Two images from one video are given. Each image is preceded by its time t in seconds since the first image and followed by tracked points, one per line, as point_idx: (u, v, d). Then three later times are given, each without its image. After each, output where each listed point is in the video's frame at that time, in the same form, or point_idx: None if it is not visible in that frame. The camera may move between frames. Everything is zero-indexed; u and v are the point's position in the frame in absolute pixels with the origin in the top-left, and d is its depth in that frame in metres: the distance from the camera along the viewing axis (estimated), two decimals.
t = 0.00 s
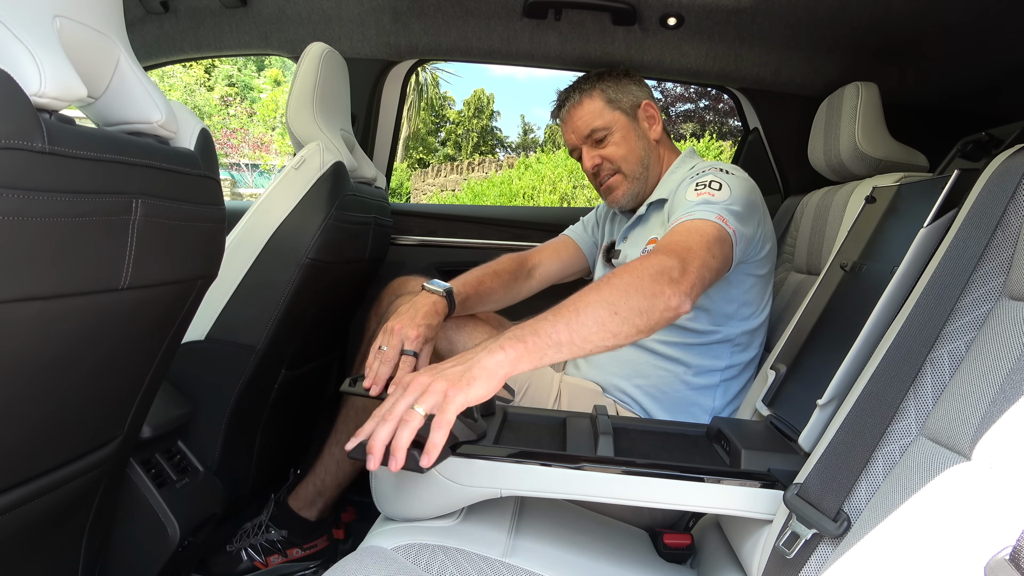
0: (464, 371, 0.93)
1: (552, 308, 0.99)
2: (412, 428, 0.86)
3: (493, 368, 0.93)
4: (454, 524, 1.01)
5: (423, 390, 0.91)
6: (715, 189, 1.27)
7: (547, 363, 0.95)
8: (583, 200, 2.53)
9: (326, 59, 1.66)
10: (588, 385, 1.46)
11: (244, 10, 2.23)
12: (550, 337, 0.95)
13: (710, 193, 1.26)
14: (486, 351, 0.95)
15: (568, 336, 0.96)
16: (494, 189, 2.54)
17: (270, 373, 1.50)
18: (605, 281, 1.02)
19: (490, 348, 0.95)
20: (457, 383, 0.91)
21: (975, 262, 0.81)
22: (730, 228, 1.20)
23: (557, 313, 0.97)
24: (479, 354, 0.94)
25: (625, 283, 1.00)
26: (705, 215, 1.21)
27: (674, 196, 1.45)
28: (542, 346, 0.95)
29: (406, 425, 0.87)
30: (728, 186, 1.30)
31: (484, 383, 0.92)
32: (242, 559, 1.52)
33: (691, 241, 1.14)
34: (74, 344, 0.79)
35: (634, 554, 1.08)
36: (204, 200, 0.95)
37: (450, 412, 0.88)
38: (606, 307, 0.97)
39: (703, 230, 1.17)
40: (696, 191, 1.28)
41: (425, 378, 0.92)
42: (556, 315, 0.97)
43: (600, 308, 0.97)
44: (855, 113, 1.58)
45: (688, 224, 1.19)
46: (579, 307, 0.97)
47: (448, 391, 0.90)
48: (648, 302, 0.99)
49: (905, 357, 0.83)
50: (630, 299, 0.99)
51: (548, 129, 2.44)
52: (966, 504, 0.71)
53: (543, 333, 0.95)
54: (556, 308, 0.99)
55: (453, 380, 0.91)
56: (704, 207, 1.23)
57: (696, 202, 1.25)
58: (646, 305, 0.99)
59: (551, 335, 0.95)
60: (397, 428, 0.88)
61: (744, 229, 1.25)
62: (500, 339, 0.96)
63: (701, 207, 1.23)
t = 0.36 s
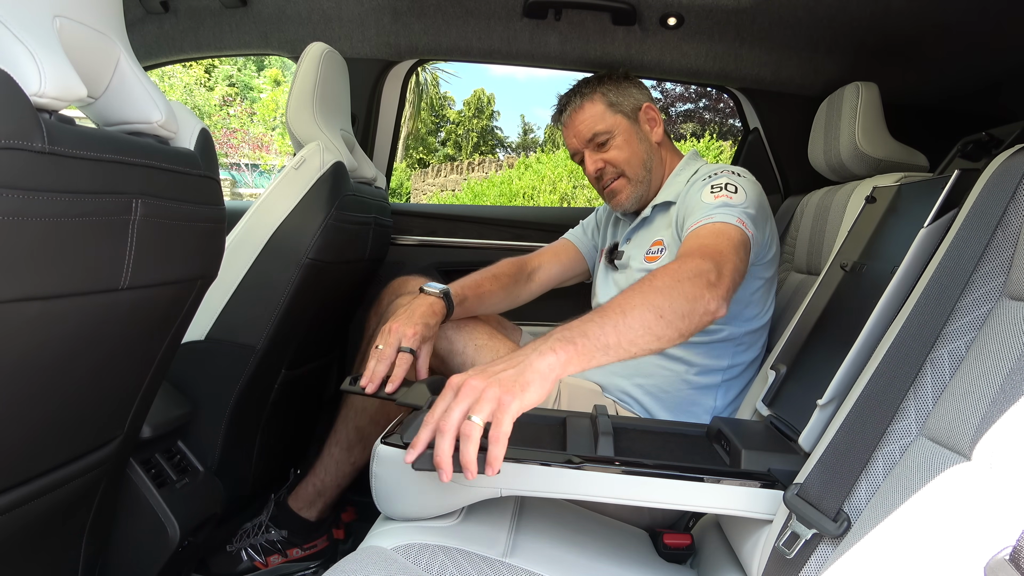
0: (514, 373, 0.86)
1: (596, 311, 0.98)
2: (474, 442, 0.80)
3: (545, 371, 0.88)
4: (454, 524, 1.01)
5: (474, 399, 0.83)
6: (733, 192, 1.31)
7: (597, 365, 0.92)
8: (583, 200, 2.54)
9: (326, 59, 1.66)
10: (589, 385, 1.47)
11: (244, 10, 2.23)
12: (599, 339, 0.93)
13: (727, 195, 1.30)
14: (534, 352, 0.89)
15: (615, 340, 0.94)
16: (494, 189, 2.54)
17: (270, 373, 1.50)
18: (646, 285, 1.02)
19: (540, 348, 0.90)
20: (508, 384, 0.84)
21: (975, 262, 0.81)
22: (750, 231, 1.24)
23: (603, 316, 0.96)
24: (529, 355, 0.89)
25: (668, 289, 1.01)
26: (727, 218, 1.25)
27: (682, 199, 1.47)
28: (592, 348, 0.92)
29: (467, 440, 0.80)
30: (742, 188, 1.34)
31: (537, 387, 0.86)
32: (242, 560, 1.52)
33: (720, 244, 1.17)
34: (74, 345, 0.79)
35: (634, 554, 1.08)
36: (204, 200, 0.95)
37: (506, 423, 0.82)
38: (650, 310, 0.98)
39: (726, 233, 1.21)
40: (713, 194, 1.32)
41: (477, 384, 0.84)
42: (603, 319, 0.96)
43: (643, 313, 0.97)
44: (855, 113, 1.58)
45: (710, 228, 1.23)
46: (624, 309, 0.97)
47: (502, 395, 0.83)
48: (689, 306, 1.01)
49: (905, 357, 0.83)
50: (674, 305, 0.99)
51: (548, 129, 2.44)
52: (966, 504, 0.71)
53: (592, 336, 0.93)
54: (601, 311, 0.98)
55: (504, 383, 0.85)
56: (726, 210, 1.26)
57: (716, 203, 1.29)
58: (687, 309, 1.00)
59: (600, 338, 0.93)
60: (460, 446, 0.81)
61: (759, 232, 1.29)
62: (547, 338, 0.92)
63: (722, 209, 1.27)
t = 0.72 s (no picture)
0: (561, 374, 0.84)
1: (637, 310, 0.99)
2: (526, 448, 0.80)
3: (589, 372, 0.86)
4: (453, 524, 1.01)
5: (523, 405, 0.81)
6: (749, 194, 1.33)
7: (639, 366, 0.93)
8: (583, 200, 2.55)
9: (326, 59, 1.66)
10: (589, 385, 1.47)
11: (244, 10, 2.23)
12: (642, 340, 0.93)
13: (744, 197, 1.32)
14: (580, 352, 0.88)
15: (659, 342, 0.95)
16: (494, 189, 2.54)
17: (270, 373, 1.50)
18: (687, 286, 1.03)
19: (585, 349, 0.89)
20: (555, 388, 0.82)
21: (975, 262, 0.81)
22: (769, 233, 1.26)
23: (646, 316, 0.97)
24: (573, 355, 0.88)
25: (709, 291, 1.03)
26: (748, 219, 1.26)
27: (692, 200, 1.48)
28: (635, 349, 0.92)
29: (520, 446, 0.81)
30: (756, 190, 1.36)
31: (582, 388, 0.85)
32: (242, 559, 1.52)
33: (749, 245, 1.19)
34: (74, 345, 0.79)
35: (635, 554, 1.08)
36: (204, 200, 0.95)
37: (552, 427, 0.80)
38: (693, 311, 0.99)
39: (752, 234, 1.22)
40: (729, 195, 1.33)
41: (523, 386, 0.81)
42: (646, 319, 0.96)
43: (683, 314, 0.98)
44: (856, 113, 1.58)
45: (735, 229, 1.24)
46: (666, 309, 0.98)
47: (550, 399, 0.81)
48: (730, 308, 1.02)
49: (905, 357, 0.83)
50: (715, 307, 1.01)
51: (548, 129, 2.44)
52: (966, 503, 0.71)
53: (636, 336, 0.93)
54: (643, 311, 0.99)
55: (551, 386, 0.82)
56: (745, 211, 1.28)
57: (734, 205, 1.30)
58: (728, 310, 1.02)
59: (642, 340, 0.94)
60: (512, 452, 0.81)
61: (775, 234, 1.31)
62: (591, 336, 0.92)
63: (741, 211, 1.28)
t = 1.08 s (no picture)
0: (599, 375, 0.86)
1: (673, 304, 1.00)
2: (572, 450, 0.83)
3: (627, 370, 0.88)
4: (453, 524, 1.01)
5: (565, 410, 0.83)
6: (761, 191, 1.33)
7: (675, 362, 0.94)
8: (583, 200, 2.54)
9: (326, 59, 1.66)
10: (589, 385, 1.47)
11: (243, 10, 2.23)
12: (679, 336, 0.94)
13: (757, 194, 1.32)
14: (616, 351, 0.89)
15: (695, 339, 0.96)
16: (494, 189, 2.54)
17: (270, 373, 1.50)
18: (721, 280, 1.04)
19: (622, 346, 0.90)
20: (594, 391, 0.84)
21: (975, 262, 0.81)
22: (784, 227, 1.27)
23: (682, 311, 0.97)
24: (611, 353, 0.89)
25: (742, 285, 1.03)
26: (764, 215, 1.26)
27: (698, 199, 1.48)
28: (672, 345, 0.93)
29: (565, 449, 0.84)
30: (766, 187, 1.37)
31: (621, 387, 0.87)
32: (242, 559, 1.52)
33: (772, 239, 1.19)
34: (73, 345, 0.79)
35: (635, 555, 1.08)
36: (204, 200, 0.95)
37: (594, 429, 0.84)
38: (727, 305, 0.99)
39: (770, 229, 1.22)
40: (743, 192, 1.33)
41: (565, 392, 0.83)
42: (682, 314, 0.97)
43: (718, 308, 0.99)
44: (855, 113, 1.58)
45: (754, 225, 1.24)
46: (701, 304, 0.99)
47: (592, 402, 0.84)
48: (764, 302, 1.03)
49: (905, 357, 0.83)
50: (750, 302, 1.01)
51: (548, 129, 2.44)
52: (966, 503, 0.71)
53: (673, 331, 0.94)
54: (678, 305, 0.99)
55: (591, 389, 0.84)
56: (760, 208, 1.28)
57: (748, 202, 1.30)
58: (762, 305, 1.03)
59: (679, 336, 0.94)
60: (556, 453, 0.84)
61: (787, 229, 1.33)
62: (629, 331, 0.93)
63: (756, 208, 1.28)
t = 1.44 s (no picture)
0: (614, 370, 0.89)
1: (690, 299, 1.01)
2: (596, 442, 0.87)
3: (639, 364, 0.91)
4: (453, 524, 1.01)
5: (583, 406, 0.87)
6: (772, 189, 1.33)
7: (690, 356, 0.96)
8: (583, 200, 2.54)
9: (326, 59, 1.66)
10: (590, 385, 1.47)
11: (243, 10, 2.23)
12: (694, 331, 0.96)
13: (769, 192, 1.32)
14: (630, 347, 0.92)
15: (710, 333, 0.97)
16: (494, 189, 2.54)
17: (270, 373, 1.50)
18: (741, 276, 1.04)
19: (635, 341, 0.93)
20: (609, 387, 0.87)
21: (975, 262, 0.81)
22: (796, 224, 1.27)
23: (698, 306, 0.99)
24: (624, 347, 0.92)
25: (761, 280, 1.03)
26: (778, 213, 1.26)
27: (704, 198, 1.48)
28: (687, 340, 0.95)
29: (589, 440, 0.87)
30: (776, 185, 1.37)
31: (635, 381, 0.90)
32: (242, 559, 1.52)
33: (788, 235, 1.18)
34: (73, 346, 0.79)
35: (635, 554, 1.08)
36: (204, 200, 0.95)
37: (612, 423, 0.86)
38: (746, 300, 1.00)
39: (784, 226, 1.22)
40: (755, 190, 1.33)
41: (580, 391, 0.87)
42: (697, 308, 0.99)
43: (735, 302, 1.00)
44: (855, 113, 1.58)
45: (769, 224, 1.23)
46: (718, 299, 1.00)
47: (607, 397, 0.87)
48: (785, 298, 1.03)
49: (905, 357, 0.83)
50: (770, 296, 1.02)
51: (548, 129, 2.45)
52: (965, 502, 0.71)
53: (688, 325, 0.96)
54: (695, 300, 1.01)
55: (606, 385, 0.88)
56: (773, 206, 1.28)
57: (761, 200, 1.30)
58: (783, 300, 1.03)
59: (694, 330, 0.96)
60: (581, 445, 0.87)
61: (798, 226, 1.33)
62: (642, 325, 0.95)
63: (769, 206, 1.28)
